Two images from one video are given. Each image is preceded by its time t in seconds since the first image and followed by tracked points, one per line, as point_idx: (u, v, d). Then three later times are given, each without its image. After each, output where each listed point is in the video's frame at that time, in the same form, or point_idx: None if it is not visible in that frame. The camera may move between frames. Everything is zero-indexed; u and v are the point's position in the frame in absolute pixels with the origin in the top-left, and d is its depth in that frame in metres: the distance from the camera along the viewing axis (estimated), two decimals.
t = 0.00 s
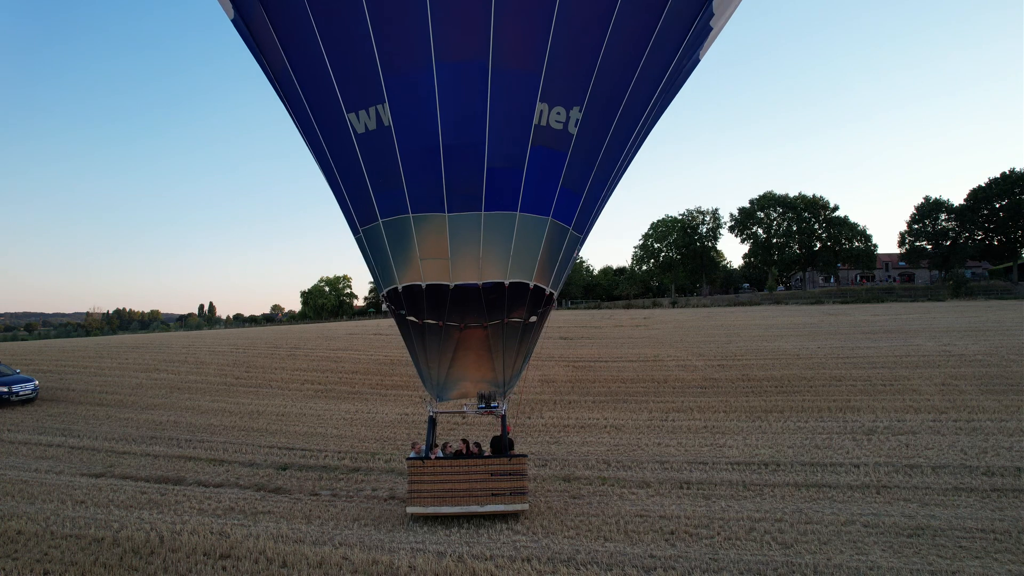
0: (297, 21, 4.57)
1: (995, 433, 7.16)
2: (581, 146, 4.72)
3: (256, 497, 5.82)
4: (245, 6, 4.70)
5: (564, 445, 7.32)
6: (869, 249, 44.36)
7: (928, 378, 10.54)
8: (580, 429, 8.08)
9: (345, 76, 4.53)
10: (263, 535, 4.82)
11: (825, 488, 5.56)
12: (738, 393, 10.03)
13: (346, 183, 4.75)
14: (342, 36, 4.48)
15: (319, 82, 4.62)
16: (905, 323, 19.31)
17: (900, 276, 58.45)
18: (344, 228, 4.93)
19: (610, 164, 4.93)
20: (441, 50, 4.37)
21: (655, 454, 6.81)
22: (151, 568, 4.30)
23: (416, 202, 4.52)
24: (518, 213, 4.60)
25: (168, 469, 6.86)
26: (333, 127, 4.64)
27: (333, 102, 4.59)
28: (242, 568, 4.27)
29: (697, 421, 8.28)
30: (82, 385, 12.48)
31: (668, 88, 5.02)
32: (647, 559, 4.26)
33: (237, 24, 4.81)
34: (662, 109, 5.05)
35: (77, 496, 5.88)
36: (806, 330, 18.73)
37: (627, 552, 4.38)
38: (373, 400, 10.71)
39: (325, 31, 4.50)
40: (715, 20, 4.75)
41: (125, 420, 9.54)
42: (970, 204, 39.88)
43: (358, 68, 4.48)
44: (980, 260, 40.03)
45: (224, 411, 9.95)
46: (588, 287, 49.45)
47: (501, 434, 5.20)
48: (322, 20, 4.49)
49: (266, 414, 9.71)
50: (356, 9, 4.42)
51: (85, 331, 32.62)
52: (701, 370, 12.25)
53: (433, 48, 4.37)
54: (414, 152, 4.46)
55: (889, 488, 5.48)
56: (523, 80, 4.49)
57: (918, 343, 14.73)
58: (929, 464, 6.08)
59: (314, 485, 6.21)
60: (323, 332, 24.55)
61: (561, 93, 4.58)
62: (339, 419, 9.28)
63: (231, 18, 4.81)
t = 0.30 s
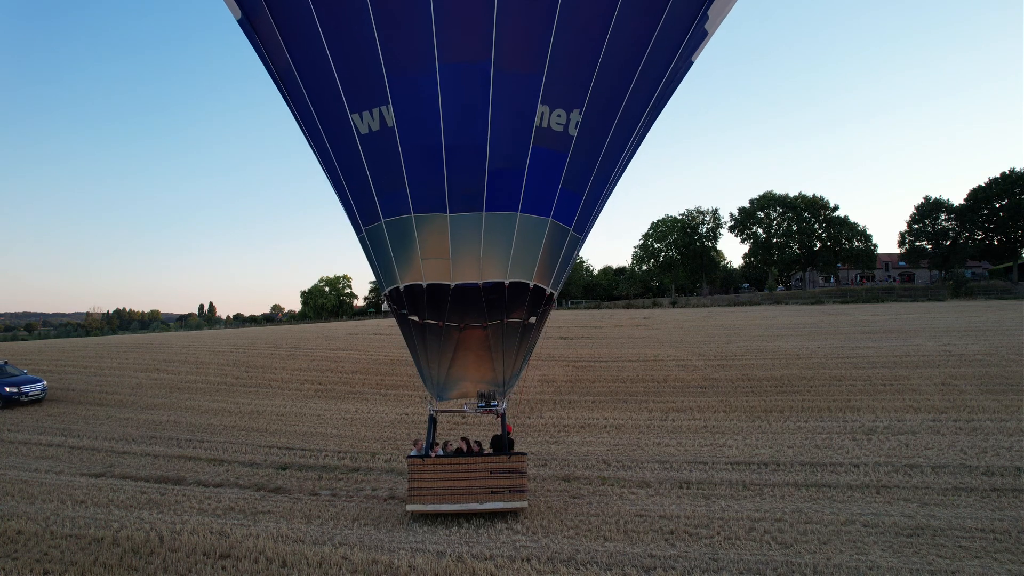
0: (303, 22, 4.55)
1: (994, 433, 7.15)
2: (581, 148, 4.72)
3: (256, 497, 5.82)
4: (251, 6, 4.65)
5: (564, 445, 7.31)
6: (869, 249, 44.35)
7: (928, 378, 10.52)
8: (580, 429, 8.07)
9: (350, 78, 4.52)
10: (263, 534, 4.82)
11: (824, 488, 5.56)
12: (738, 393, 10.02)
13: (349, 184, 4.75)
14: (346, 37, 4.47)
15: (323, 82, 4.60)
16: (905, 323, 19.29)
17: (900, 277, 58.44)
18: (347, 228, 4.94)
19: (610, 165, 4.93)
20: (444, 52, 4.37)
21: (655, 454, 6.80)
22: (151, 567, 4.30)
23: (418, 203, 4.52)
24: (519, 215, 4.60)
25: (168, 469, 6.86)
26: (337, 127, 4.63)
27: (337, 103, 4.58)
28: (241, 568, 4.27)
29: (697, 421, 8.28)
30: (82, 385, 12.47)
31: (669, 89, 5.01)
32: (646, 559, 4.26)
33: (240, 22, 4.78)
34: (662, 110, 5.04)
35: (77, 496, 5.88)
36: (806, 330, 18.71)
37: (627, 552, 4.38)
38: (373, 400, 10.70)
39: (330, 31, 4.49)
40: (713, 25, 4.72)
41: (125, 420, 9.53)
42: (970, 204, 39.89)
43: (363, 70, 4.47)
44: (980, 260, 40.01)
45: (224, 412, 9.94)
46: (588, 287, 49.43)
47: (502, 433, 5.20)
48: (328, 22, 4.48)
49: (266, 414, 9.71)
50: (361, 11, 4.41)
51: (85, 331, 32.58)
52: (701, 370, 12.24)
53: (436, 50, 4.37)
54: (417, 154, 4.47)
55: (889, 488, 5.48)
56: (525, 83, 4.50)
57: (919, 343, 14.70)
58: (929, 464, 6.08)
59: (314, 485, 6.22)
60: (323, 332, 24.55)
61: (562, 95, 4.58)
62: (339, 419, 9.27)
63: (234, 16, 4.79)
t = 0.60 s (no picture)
0: (306, 22, 4.51)
1: (994, 433, 7.15)
2: (581, 150, 4.73)
3: (256, 497, 5.82)
4: (254, 6, 4.62)
5: (564, 445, 7.32)
6: (869, 249, 44.34)
7: (929, 378, 10.52)
8: (580, 429, 8.07)
9: (353, 79, 4.51)
10: (263, 534, 4.82)
11: (824, 488, 5.57)
12: (738, 392, 10.02)
13: (352, 184, 4.74)
14: (350, 38, 4.45)
15: (325, 82, 4.59)
16: (905, 323, 19.28)
17: (900, 276, 58.42)
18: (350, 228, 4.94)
19: (609, 167, 4.92)
20: (446, 55, 4.38)
21: (655, 454, 6.80)
22: (151, 567, 4.30)
23: (420, 205, 4.52)
24: (519, 217, 4.60)
25: (168, 469, 6.86)
26: (340, 128, 4.62)
27: (340, 103, 4.57)
28: (241, 568, 4.27)
29: (698, 421, 8.28)
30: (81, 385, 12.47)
31: (668, 90, 5.00)
32: (646, 559, 4.26)
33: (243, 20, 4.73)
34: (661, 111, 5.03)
35: (76, 496, 5.87)
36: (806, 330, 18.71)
37: (627, 552, 4.37)
38: (373, 400, 10.70)
39: (334, 32, 4.47)
40: (712, 25, 4.71)
41: (125, 419, 9.53)
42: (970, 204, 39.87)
43: (366, 71, 4.46)
44: (979, 259, 40.00)
45: (224, 411, 9.94)
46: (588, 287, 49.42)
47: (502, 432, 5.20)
48: (332, 23, 4.45)
49: (266, 414, 9.70)
50: (366, 12, 4.40)
51: (86, 331, 32.58)
52: (701, 370, 12.23)
53: (438, 53, 4.37)
54: (419, 155, 4.47)
55: (888, 488, 5.48)
56: (525, 85, 4.50)
57: (918, 343, 14.69)
58: (929, 464, 6.08)
59: (314, 485, 6.22)
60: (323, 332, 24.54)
61: (562, 97, 4.58)
62: (339, 419, 9.27)
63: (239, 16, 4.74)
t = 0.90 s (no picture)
0: (309, 23, 4.50)
1: (994, 432, 7.15)
2: (580, 153, 4.73)
3: (255, 497, 5.82)
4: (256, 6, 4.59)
5: (564, 445, 7.31)
6: (870, 249, 44.32)
7: (929, 378, 10.52)
8: (580, 429, 8.07)
9: (356, 81, 4.50)
10: (263, 534, 4.82)
11: (824, 488, 5.56)
12: (738, 392, 10.02)
13: (354, 185, 4.73)
14: (353, 40, 4.45)
15: (328, 84, 4.57)
16: (905, 323, 19.27)
17: (900, 276, 58.42)
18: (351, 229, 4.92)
19: (609, 169, 4.92)
20: (448, 57, 4.40)
21: (655, 454, 6.80)
22: (150, 567, 4.30)
23: (422, 207, 4.52)
24: (519, 218, 4.61)
25: (168, 468, 6.86)
26: (342, 130, 4.60)
27: (342, 105, 4.56)
28: (240, 568, 4.27)
29: (698, 421, 8.27)
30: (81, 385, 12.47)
31: (667, 92, 4.99)
32: (645, 559, 4.26)
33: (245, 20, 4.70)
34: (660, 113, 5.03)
35: (76, 496, 5.88)
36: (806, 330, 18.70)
37: (626, 552, 4.37)
38: (372, 400, 10.70)
39: (337, 33, 4.46)
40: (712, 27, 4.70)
41: (125, 419, 9.53)
42: (970, 203, 39.84)
43: (368, 73, 4.46)
44: (980, 259, 39.96)
45: (223, 411, 9.94)
46: (588, 287, 49.42)
47: (502, 431, 5.20)
48: (335, 24, 4.45)
49: (266, 414, 9.70)
50: (369, 14, 4.40)
51: (86, 331, 32.59)
52: (701, 370, 12.22)
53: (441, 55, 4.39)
54: (420, 157, 4.47)
55: (888, 488, 5.48)
56: (526, 87, 4.52)
57: (919, 343, 14.67)
58: (929, 464, 6.08)
59: (313, 484, 6.22)
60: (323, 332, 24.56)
61: (562, 100, 4.59)
62: (338, 419, 9.26)
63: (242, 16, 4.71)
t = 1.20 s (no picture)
0: (316, 24, 4.50)
1: (997, 432, 7.13)
2: (582, 154, 4.73)
3: (258, 497, 5.82)
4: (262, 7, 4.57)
5: (566, 445, 7.31)
6: (873, 249, 44.23)
7: (932, 378, 10.49)
8: (583, 429, 8.06)
9: (361, 82, 4.50)
10: (265, 534, 4.82)
11: (826, 488, 5.55)
12: (740, 392, 10.00)
13: (358, 186, 4.72)
14: (359, 41, 4.45)
15: (333, 85, 4.57)
16: (908, 323, 19.21)
17: (903, 276, 58.28)
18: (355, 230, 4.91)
19: (611, 170, 4.91)
20: (452, 59, 4.40)
21: (657, 453, 6.80)
22: (153, 567, 4.31)
23: (426, 208, 4.52)
24: (521, 219, 4.61)
25: (170, 468, 6.87)
26: (347, 132, 4.60)
27: (347, 106, 4.55)
28: (243, 567, 4.27)
29: (700, 421, 8.26)
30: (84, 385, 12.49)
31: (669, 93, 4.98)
32: (648, 559, 4.25)
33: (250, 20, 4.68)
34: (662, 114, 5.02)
35: (80, 495, 5.89)
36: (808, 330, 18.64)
37: (629, 552, 4.37)
38: (375, 400, 10.71)
39: (343, 35, 4.46)
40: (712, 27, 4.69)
41: (128, 419, 9.54)
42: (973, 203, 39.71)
43: (374, 75, 4.47)
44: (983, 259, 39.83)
45: (226, 411, 9.94)
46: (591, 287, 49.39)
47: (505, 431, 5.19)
48: (341, 26, 4.45)
49: (268, 414, 9.71)
50: (375, 15, 4.40)
51: (90, 331, 32.67)
52: (703, 370, 12.20)
53: (445, 57, 4.39)
54: (425, 159, 4.48)
55: (891, 488, 5.47)
56: (528, 89, 4.52)
57: (922, 343, 14.63)
58: (932, 464, 6.07)
59: (316, 484, 6.22)
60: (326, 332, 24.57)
61: (564, 102, 4.59)
62: (341, 419, 9.26)
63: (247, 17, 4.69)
